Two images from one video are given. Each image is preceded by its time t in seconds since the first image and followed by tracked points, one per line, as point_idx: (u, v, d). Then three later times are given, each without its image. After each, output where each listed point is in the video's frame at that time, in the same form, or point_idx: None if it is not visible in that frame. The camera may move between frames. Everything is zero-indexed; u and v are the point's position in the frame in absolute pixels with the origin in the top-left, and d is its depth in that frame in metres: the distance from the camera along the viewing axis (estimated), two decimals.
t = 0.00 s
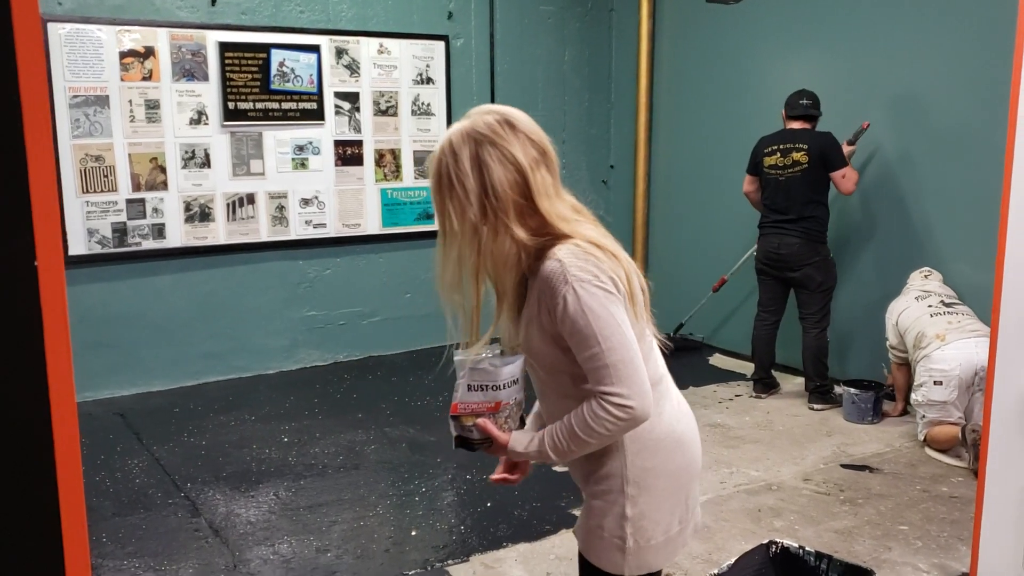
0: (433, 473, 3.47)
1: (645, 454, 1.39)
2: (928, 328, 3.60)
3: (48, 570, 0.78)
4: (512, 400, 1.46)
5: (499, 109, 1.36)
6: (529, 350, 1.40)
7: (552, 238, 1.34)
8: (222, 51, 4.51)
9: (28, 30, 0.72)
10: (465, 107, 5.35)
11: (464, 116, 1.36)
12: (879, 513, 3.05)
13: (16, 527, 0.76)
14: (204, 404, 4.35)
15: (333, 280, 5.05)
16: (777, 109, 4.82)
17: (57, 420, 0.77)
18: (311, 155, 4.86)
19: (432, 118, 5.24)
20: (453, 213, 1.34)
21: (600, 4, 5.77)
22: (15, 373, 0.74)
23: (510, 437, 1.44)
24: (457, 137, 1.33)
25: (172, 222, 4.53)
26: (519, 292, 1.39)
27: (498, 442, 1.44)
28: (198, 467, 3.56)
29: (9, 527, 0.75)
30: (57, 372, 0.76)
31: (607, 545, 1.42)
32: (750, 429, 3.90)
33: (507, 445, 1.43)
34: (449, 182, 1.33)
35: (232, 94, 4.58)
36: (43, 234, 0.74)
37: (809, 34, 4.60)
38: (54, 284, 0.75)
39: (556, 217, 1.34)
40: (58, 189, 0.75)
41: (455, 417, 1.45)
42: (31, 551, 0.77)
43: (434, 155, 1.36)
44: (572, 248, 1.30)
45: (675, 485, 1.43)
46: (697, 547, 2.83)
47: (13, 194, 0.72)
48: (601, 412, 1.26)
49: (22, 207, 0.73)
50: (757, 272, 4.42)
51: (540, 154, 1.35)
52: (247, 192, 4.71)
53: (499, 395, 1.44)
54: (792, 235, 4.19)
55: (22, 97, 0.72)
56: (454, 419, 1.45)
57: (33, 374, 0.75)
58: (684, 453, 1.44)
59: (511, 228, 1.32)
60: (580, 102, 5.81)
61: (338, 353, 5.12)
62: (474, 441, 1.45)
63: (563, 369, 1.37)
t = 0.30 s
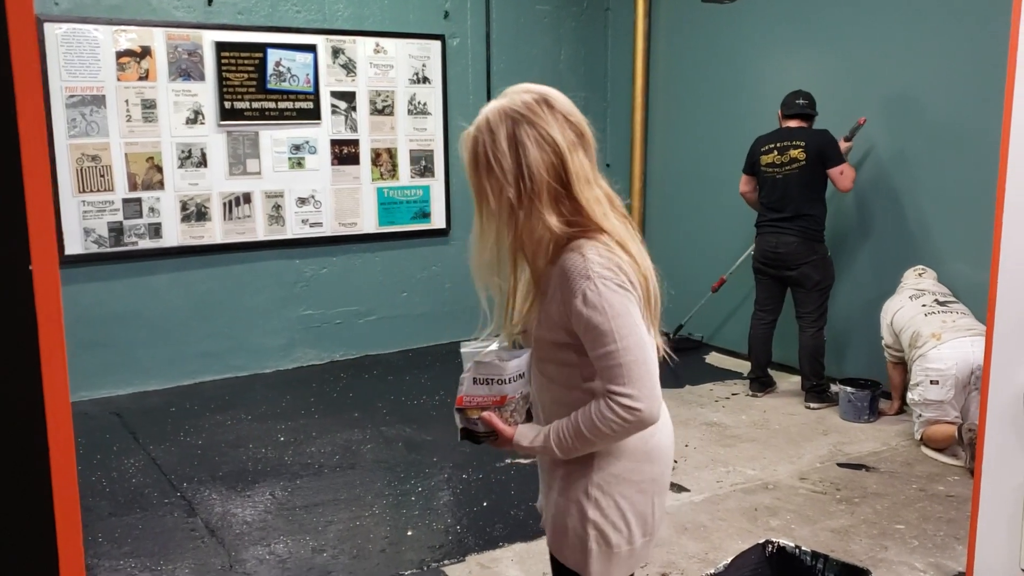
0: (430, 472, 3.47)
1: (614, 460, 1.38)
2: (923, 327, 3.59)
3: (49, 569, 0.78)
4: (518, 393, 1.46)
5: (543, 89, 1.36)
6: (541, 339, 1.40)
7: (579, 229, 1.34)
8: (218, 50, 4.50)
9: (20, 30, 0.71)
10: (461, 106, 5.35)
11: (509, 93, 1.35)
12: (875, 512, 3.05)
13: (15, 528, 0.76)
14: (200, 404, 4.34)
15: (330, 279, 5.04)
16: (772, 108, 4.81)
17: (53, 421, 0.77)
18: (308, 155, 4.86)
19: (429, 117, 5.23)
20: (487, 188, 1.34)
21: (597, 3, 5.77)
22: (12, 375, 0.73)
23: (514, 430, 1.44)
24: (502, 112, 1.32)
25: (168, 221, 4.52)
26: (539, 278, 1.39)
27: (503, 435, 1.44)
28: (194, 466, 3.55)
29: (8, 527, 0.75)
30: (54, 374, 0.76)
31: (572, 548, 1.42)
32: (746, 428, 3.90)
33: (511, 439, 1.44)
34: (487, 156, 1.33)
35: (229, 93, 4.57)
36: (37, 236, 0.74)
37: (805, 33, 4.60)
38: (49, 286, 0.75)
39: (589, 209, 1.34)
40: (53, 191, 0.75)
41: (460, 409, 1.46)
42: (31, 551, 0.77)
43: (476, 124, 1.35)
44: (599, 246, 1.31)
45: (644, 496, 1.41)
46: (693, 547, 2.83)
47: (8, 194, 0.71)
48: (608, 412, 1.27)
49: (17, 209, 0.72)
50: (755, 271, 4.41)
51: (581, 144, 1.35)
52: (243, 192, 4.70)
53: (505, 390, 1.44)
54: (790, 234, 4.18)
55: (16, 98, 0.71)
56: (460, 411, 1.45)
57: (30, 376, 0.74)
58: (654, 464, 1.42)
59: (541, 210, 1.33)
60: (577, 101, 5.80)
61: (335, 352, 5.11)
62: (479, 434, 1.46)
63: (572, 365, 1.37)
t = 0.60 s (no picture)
0: (427, 473, 3.46)
1: (600, 469, 1.36)
2: (920, 328, 3.58)
3: (49, 570, 0.77)
4: (513, 395, 1.43)
5: (564, 87, 1.35)
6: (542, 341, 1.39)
7: (587, 231, 1.34)
8: (215, 49, 4.49)
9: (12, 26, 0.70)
10: (459, 106, 5.34)
11: (532, 85, 1.35)
12: (874, 514, 3.05)
13: (16, 528, 0.75)
14: (197, 405, 4.33)
15: (327, 280, 5.03)
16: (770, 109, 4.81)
17: (51, 421, 0.76)
18: (305, 155, 4.85)
19: (427, 117, 5.22)
20: (500, 182, 1.34)
21: (595, 4, 5.77)
22: (11, 375, 0.73)
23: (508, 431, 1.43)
24: (521, 105, 1.32)
25: (165, 221, 4.51)
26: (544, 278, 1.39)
27: (496, 436, 1.43)
28: (191, 468, 3.54)
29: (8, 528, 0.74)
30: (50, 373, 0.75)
31: (553, 550, 1.41)
32: (744, 430, 3.89)
33: (504, 440, 1.42)
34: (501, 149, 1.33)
35: (226, 93, 4.56)
36: (34, 233, 0.73)
37: (802, 33, 4.60)
38: (48, 284, 0.74)
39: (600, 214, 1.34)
40: (52, 192, 0.74)
41: (455, 406, 1.44)
42: (31, 551, 0.76)
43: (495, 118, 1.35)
44: (603, 251, 1.30)
45: (628, 506, 1.39)
46: (691, 548, 2.83)
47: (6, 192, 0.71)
48: (603, 420, 1.26)
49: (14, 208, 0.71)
50: (756, 274, 4.40)
51: (596, 148, 1.34)
52: (240, 192, 4.69)
53: (500, 392, 1.41)
54: (793, 235, 4.17)
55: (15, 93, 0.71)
56: (454, 408, 1.44)
57: (29, 376, 0.74)
58: (641, 476, 1.40)
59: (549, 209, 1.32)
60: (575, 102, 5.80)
61: (333, 353, 5.10)
62: (472, 433, 1.44)
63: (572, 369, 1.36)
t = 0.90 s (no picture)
0: (431, 472, 3.42)
1: (629, 475, 1.31)
2: (927, 324, 3.55)
3: (49, 568, 0.81)
4: (507, 405, 1.42)
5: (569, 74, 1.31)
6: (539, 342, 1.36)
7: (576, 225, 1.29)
8: (213, 42, 4.43)
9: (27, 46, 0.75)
10: (460, 101, 5.29)
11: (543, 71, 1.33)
12: (883, 511, 3.02)
13: (16, 528, 0.78)
14: (195, 403, 4.28)
15: (326, 277, 4.98)
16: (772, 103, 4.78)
17: (55, 425, 0.80)
18: (304, 149, 4.79)
19: (427, 111, 5.16)
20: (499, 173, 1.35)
21: None
22: (12, 378, 0.76)
23: (502, 442, 1.41)
24: (524, 88, 1.30)
25: (162, 216, 4.45)
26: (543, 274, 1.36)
27: (491, 445, 1.41)
28: (190, 467, 3.49)
29: (9, 528, 0.78)
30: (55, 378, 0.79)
31: (581, 555, 1.37)
32: (750, 427, 3.86)
33: (497, 451, 1.40)
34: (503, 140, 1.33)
35: (223, 86, 4.50)
36: (39, 245, 0.77)
37: (807, 26, 4.56)
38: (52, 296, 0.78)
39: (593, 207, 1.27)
40: (56, 205, 0.78)
41: (453, 414, 1.44)
42: (31, 552, 0.79)
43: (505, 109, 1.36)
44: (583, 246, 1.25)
45: (659, 514, 1.34)
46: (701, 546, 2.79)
47: (13, 206, 0.75)
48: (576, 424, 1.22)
49: (21, 220, 0.75)
50: (767, 273, 4.35)
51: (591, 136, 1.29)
52: (238, 187, 4.63)
53: (493, 399, 1.41)
54: (800, 231, 4.13)
55: (20, 112, 0.74)
56: (452, 415, 1.44)
57: (34, 380, 0.78)
58: (675, 480, 1.34)
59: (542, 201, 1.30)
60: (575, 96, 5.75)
61: (332, 351, 5.05)
62: (470, 441, 1.43)
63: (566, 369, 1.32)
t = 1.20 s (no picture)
0: (433, 465, 3.33)
1: (644, 466, 1.24)
2: (940, 315, 3.48)
3: (51, 567, 0.77)
4: (534, 386, 1.33)
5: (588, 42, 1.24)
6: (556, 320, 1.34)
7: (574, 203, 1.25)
8: (208, 26, 4.33)
9: None
10: (459, 88, 5.20)
11: (569, 37, 1.27)
12: (898, 505, 2.95)
13: (16, 527, 0.75)
14: (190, 395, 4.18)
15: (323, 267, 4.89)
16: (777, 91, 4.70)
17: (61, 416, 0.76)
18: (300, 136, 4.69)
19: (425, 98, 5.07)
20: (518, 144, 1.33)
21: None
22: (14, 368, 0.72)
23: (518, 421, 1.34)
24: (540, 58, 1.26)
25: (156, 204, 4.35)
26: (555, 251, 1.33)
27: (509, 421, 1.36)
28: (186, 459, 3.40)
29: (10, 527, 0.74)
30: (59, 362, 0.75)
31: (605, 549, 1.31)
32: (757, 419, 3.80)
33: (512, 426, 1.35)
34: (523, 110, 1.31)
35: (218, 71, 4.40)
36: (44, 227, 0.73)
37: (812, 12, 4.48)
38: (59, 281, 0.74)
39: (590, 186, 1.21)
40: (64, 184, 0.73)
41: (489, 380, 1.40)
42: (31, 551, 0.76)
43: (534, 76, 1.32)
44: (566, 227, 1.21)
45: (681, 509, 1.25)
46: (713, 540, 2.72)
47: (16, 187, 0.70)
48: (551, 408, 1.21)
49: (24, 200, 0.71)
50: (776, 263, 4.28)
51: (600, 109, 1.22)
52: (234, 174, 4.53)
53: (519, 377, 1.33)
54: (811, 219, 4.06)
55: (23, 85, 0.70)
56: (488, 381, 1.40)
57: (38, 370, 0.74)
58: (698, 473, 1.24)
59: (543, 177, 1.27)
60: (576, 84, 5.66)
61: (329, 343, 4.96)
62: (496, 411, 1.38)
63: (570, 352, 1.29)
